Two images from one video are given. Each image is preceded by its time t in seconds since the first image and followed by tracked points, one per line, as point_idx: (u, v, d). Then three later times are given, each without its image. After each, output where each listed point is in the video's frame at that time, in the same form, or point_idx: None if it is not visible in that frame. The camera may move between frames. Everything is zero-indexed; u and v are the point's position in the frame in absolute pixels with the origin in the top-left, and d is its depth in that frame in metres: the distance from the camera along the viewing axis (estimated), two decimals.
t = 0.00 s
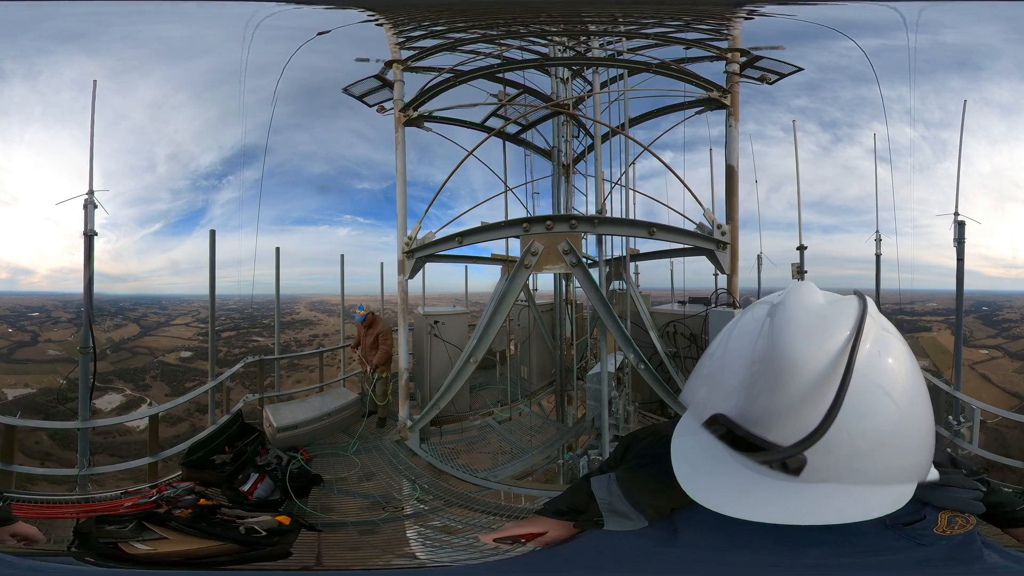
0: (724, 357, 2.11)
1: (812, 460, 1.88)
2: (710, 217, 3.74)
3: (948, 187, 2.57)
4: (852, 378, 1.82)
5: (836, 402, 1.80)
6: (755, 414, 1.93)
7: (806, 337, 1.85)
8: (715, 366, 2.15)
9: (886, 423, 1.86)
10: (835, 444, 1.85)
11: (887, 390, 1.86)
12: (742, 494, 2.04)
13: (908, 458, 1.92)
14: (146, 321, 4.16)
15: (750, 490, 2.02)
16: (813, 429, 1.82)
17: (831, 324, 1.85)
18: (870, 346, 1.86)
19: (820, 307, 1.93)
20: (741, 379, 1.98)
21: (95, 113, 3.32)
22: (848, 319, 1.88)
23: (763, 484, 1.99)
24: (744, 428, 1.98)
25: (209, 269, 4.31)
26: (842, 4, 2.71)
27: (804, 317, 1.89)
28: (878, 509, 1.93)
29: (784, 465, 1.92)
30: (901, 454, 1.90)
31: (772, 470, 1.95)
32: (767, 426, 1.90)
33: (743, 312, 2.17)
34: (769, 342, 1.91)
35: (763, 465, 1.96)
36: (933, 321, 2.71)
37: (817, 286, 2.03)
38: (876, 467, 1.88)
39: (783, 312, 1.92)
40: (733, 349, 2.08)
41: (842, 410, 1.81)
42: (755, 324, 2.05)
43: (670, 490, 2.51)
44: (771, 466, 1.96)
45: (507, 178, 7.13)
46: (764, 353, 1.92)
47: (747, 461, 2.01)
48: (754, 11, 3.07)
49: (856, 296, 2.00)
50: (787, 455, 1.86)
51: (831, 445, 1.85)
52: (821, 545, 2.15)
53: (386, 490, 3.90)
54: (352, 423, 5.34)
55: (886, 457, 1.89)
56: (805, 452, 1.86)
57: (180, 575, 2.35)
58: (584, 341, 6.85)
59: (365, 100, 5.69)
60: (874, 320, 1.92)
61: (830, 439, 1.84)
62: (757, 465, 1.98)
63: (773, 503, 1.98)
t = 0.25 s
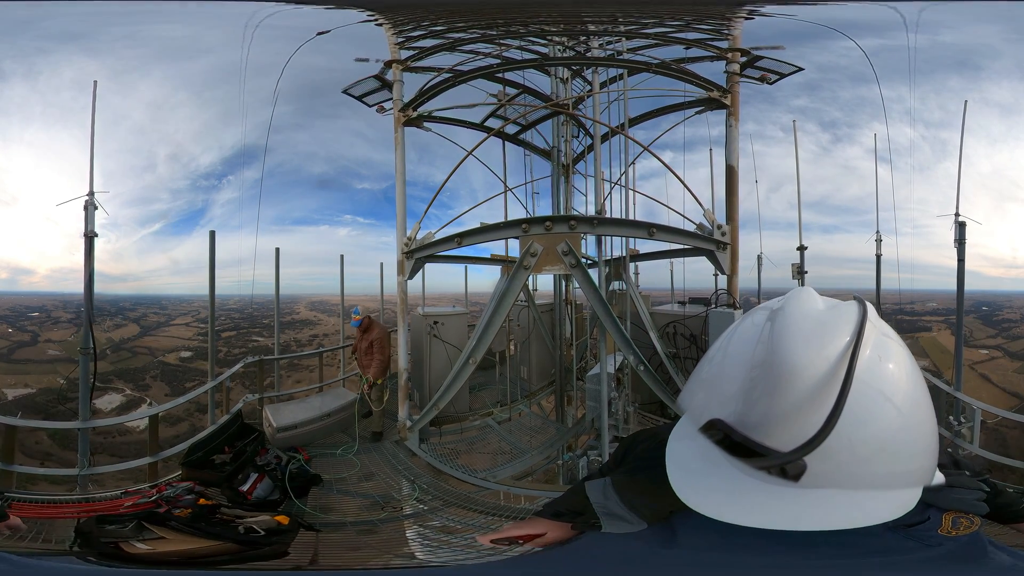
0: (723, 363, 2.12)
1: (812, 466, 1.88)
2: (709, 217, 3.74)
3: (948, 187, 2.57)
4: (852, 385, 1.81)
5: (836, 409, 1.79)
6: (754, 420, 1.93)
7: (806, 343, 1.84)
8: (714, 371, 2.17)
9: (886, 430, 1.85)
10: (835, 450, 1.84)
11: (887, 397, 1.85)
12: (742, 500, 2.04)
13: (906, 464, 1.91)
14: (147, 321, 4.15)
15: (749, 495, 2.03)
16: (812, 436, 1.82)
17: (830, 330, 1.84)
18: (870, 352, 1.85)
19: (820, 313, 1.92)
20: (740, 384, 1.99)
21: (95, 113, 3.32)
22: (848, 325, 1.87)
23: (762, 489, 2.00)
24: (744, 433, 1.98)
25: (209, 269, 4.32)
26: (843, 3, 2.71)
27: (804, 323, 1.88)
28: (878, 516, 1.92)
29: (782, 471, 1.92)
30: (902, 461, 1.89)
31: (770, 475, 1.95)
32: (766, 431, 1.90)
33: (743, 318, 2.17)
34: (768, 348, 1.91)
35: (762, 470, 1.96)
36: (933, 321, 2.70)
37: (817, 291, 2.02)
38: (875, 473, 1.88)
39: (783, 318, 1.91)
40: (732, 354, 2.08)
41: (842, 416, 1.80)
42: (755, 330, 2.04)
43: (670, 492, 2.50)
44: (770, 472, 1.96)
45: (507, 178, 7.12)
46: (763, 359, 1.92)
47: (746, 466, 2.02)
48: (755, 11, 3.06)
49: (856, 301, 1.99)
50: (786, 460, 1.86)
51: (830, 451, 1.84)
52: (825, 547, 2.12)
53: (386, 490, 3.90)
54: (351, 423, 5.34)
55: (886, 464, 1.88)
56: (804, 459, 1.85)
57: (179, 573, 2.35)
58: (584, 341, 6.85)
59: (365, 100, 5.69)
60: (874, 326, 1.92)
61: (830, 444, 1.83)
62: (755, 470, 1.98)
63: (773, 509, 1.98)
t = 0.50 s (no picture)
0: (728, 353, 2.16)
1: (818, 452, 1.89)
2: (711, 216, 3.74)
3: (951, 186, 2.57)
4: (853, 369, 1.82)
5: (838, 392, 1.80)
6: (759, 407, 1.96)
7: (806, 329, 1.85)
8: (719, 361, 2.22)
9: (890, 413, 1.86)
10: (839, 435, 1.85)
11: (890, 381, 1.85)
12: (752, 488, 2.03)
13: (910, 448, 1.92)
14: (147, 320, 4.08)
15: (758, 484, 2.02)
16: (816, 421, 1.83)
17: (830, 315, 1.85)
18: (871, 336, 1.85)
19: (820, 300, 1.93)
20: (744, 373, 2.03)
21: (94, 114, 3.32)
22: (849, 310, 1.87)
23: (771, 477, 1.99)
24: (750, 421, 2.02)
25: (208, 269, 4.31)
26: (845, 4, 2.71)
27: (804, 310, 1.89)
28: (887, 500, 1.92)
29: (789, 457, 1.93)
30: (907, 443, 1.90)
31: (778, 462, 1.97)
32: (771, 419, 1.93)
33: (746, 307, 2.20)
34: (769, 336, 1.94)
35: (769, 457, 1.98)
36: (935, 320, 2.71)
37: (817, 278, 2.03)
38: (881, 457, 1.89)
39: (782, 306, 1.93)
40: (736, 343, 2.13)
41: (846, 400, 1.81)
42: (756, 319, 2.07)
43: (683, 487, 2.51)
44: (778, 459, 1.97)
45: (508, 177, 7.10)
46: (765, 347, 1.95)
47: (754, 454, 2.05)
48: (757, 11, 3.06)
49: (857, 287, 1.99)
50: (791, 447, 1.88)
51: (834, 436, 1.85)
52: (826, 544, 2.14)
53: (386, 490, 3.91)
54: (351, 423, 5.34)
55: (891, 448, 1.88)
56: (809, 444, 1.87)
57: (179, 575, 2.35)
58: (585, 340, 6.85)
59: (365, 98, 5.69)
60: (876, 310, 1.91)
61: (833, 431, 1.85)
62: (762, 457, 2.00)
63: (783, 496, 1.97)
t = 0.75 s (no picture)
0: (736, 351, 2.12)
1: (829, 451, 1.89)
2: (712, 216, 3.73)
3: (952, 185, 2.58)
4: (866, 367, 1.82)
5: (851, 390, 1.80)
6: (772, 406, 1.93)
7: (819, 326, 1.84)
8: (728, 359, 2.16)
9: (900, 411, 1.87)
10: (850, 434, 1.85)
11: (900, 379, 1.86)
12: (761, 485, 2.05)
13: (919, 446, 1.93)
14: (147, 321, 4.06)
15: (768, 481, 2.03)
16: (829, 419, 1.82)
17: (842, 313, 1.84)
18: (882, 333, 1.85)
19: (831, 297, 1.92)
20: (756, 371, 1.99)
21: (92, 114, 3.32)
22: (860, 307, 1.87)
23: (781, 475, 2.00)
24: (762, 421, 1.98)
25: (208, 269, 4.32)
26: (846, 4, 2.71)
27: (816, 307, 1.87)
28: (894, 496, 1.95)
29: (801, 456, 1.93)
30: (916, 441, 1.91)
31: (789, 461, 1.96)
32: (785, 418, 1.90)
33: (754, 304, 2.17)
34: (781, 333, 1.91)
35: (780, 456, 1.97)
36: (936, 321, 2.71)
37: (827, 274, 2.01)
38: (890, 455, 1.89)
39: (794, 303, 1.91)
40: (747, 341, 2.08)
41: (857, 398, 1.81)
42: (767, 316, 2.05)
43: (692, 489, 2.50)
44: (790, 458, 1.96)
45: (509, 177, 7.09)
46: (776, 345, 1.93)
47: (765, 453, 2.02)
48: (758, 11, 3.05)
49: (866, 284, 1.99)
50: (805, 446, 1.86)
51: (845, 434, 1.85)
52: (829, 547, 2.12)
53: (385, 491, 3.90)
54: (351, 423, 5.34)
55: (900, 445, 1.90)
56: (821, 442, 1.87)
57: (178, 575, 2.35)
58: (585, 340, 6.85)
59: (365, 98, 5.69)
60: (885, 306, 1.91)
61: (845, 429, 1.84)
62: (774, 456, 1.99)
63: (792, 493, 1.99)
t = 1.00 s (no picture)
0: (720, 338, 2.11)
1: (812, 435, 1.91)
2: (712, 215, 3.74)
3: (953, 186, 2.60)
4: (847, 351, 1.82)
5: (833, 374, 1.79)
6: (756, 393, 1.94)
7: (800, 311, 1.84)
8: (712, 346, 2.15)
9: (881, 394, 1.88)
10: (833, 419, 1.87)
11: (881, 363, 1.86)
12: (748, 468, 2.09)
13: (901, 429, 1.95)
14: (146, 321, 3.97)
15: (755, 465, 2.08)
16: (811, 403, 1.82)
17: (823, 297, 1.83)
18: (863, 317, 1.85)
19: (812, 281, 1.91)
20: (740, 357, 1.98)
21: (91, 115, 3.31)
22: (841, 291, 1.86)
23: (768, 458, 2.05)
24: (746, 407, 1.99)
25: (208, 269, 4.31)
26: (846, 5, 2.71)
27: (797, 292, 1.87)
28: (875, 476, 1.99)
29: (785, 441, 1.94)
30: (897, 424, 1.93)
31: (774, 446, 1.99)
32: (768, 404, 1.91)
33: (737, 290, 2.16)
34: (763, 318, 1.91)
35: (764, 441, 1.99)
36: (934, 320, 2.72)
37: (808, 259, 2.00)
38: (873, 438, 1.91)
39: (775, 288, 1.91)
40: (730, 327, 2.07)
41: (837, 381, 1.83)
42: (749, 301, 2.04)
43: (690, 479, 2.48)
44: (775, 442, 1.99)
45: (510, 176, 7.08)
46: (759, 330, 1.93)
47: (751, 439, 2.04)
48: (758, 12, 3.05)
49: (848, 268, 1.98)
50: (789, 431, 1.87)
51: (827, 419, 1.87)
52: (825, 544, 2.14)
53: (387, 490, 3.91)
54: (351, 422, 5.34)
55: (882, 428, 1.91)
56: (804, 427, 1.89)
57: None
58: (586, 339, 6.86)
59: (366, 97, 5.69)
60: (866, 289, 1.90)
61: (827, 415, 1.86)
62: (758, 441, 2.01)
63: (778, 475, 2.04)
